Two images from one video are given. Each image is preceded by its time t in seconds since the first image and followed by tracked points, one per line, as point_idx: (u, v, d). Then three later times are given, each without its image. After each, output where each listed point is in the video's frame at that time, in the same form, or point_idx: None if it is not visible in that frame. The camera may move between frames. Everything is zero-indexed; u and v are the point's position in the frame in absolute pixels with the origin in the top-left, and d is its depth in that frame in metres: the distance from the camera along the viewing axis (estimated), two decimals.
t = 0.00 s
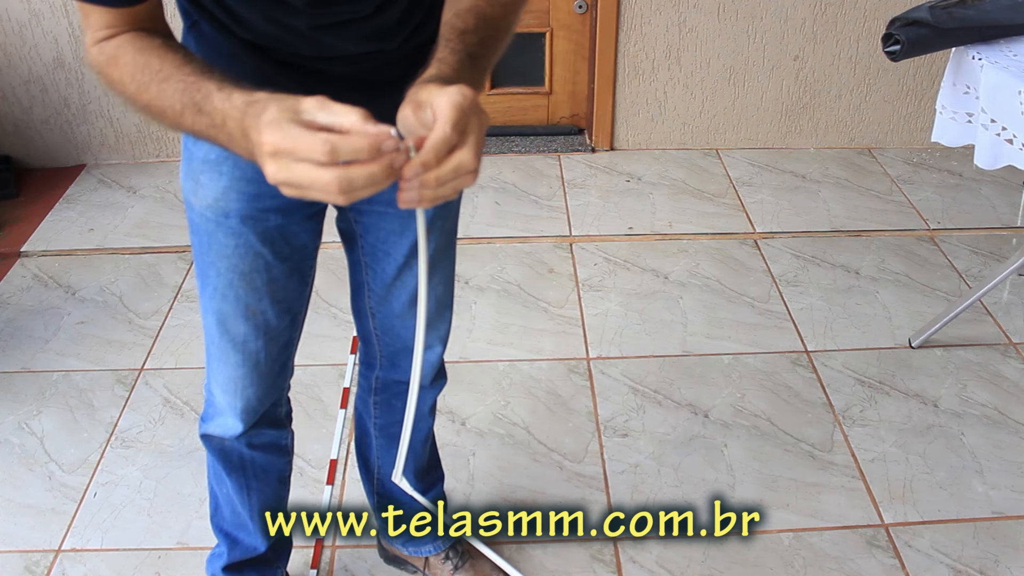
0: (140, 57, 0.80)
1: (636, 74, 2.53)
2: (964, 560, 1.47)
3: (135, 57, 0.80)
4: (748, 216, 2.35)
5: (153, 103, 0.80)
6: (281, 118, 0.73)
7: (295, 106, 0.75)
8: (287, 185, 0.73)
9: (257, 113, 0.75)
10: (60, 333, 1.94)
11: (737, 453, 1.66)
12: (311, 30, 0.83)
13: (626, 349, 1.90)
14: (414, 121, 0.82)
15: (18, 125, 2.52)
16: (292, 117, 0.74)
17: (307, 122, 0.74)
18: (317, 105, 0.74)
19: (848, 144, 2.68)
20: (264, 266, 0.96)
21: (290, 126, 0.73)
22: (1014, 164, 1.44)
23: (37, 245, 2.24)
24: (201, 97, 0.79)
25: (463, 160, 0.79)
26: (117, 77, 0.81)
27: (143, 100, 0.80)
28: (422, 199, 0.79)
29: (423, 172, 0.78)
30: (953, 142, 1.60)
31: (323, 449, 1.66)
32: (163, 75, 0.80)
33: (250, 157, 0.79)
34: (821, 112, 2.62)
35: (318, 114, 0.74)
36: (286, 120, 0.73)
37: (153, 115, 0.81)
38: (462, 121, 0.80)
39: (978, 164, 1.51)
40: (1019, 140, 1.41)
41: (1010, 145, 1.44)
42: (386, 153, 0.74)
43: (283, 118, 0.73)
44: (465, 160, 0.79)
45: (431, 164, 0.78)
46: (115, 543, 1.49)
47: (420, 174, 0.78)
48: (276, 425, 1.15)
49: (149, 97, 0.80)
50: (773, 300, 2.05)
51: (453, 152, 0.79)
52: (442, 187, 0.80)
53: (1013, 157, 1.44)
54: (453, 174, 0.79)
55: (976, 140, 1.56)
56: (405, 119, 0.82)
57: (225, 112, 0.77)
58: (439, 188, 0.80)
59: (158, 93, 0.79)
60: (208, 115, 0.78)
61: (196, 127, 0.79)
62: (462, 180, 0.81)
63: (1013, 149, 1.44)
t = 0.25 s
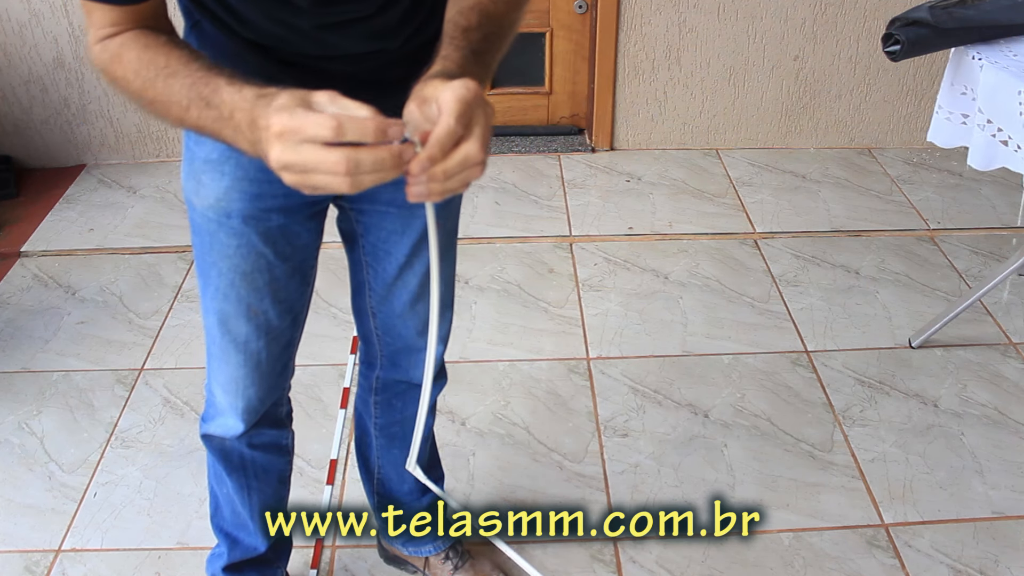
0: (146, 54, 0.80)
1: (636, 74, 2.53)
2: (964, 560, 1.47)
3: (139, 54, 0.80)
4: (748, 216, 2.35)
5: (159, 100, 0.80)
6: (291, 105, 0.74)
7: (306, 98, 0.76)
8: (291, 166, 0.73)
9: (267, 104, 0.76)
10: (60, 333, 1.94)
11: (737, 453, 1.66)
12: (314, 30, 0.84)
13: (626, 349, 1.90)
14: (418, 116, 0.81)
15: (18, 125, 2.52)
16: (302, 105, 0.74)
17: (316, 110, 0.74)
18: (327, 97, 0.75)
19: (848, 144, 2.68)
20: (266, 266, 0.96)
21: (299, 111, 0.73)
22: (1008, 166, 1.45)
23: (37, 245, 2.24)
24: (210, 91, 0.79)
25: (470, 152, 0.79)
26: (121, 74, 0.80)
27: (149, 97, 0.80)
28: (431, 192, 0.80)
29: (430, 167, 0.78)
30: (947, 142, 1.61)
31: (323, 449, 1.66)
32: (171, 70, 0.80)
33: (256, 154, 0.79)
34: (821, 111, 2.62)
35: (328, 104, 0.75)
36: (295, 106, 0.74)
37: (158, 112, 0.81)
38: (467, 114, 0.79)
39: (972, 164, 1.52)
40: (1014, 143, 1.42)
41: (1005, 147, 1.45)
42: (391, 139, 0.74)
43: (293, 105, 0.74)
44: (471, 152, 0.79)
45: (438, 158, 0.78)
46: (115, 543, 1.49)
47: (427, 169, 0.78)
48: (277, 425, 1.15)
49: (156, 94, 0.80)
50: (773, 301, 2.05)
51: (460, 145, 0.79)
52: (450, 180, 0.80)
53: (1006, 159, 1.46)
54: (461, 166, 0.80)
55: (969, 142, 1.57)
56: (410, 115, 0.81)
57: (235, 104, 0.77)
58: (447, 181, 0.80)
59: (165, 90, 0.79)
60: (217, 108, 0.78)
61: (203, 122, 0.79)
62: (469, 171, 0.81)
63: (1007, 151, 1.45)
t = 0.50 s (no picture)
0: (153, 50, 0.80)
1: (636, 74, 2.53)
2: (964, 560, 1.47)
3: (146, 52, 0.80)
4: (748, 216, 2.35)
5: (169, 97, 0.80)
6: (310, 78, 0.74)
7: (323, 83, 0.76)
8: (296, 132, 0.73)
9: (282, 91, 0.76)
10: (60, 333, 1.94)
11: (737, 453, 1.66)
12: (319, 29, 0.84)
13: (626, 349, 1.90)
14: (424, 105, 0.81)
15: (18, 125, 2.52)
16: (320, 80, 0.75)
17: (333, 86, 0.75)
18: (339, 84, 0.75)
19: (848, 144, 2.68)
20: (268, 266, 0.96)
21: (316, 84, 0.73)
22: (1002, 169, 1.47)
23: (37, 245, 2.24)
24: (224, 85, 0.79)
25: (477, 138, 0.79)
26: (129, 72, 0.80)
27: (158, 94, 0.80)
28: (439, 179, 0.80)
29: (438, 154, 0.78)
30: (944, 142, 1.62)
31: (323, 449, 1.66)
32: (180, 66, 0.80)
33: (263, 147, 0.79)
34: (821, 111, 2.62)
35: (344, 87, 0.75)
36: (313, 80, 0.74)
37: (166, 108, 0.81)
38: (472, 101, 0.79)
39: (967, 164, 1.54)
40: (1008, 146, 1.43)
41: (999, 150, 1.47)
42: (399, 123, 0.74)
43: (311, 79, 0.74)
44: (478, 138, 0.79)
45: (444, 146, 0.78)
46: (115, 543, 1.49)
47: (434, 156, 0.78)
48: (278, 425, 1.15)
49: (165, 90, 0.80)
50: (773, 301, 2.05)
51: (466, 132, 0.79)
52: (458, 166, 0.80)
53: (1000, 161, 1.47)
54: (468, 152, 0.80)
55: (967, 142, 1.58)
56: (416, 105, 0.81)
57: (249, 96, 0.78)
58: (455, 168, 0.80)
59: (175, 86, 0.79)
60: (230, 100, 0.79)
61: (212, 117, 0.79)
62: (477, 157, 0.81)
63: (1001, 154, 1.47)
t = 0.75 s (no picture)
0: (155, 52, 0.80)
1: (636, 74, 2.53)
2: (964, 560, 1.47)
3: (148, 53, 0.80)
4: (748, 216, 2.35)
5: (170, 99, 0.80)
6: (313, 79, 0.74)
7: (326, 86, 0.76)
8: (302, 134, 0.73)
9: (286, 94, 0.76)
10: (60, 333, 1.94)
11: (737, 453, 1.66)
12: (321, 29, 0.83)
13: (626, 349, 1.90)
14: (428, 101, 0.80)
15: (18, 125, 2.52)
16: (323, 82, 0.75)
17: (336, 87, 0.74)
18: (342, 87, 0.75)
19: (848, 144, 2.68)
20: (269, 265, 0.96)
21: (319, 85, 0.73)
22: (1003, 168, 1.46)
23: (37, 245, 2.24)
24: (228, 88, 0.80)
25: (482, 132, 0.80)
26: (130, 73, 0.80)
27: (160, 95, 0.80)
28: (445, 173, 0.81)
29: (443, 148, 0.78)
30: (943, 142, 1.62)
31: (323, 449, 1.66)
32: (183, 68, 0.80)
33: (266, 152, 0.79)
34: (821, 111, 2.62)
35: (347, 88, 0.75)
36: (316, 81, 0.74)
37: (168, 110, 0.81)
38: (476, 95, 0.79)
39: (967, 165, 1.54)
40: (1009, 145, 1.43)
41: (1000, 149, 1.46)
42: (406, 121, 0.74)
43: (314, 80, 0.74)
44: (483, 132, 0.80)
45: (451, 141, 0.78)
46: (115, 543, 1.49)
47: (441, 152, 0.78)
48: (278, 424, 1.15)
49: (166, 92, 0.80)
50: (773, 301, 2.05)
51: (470, 126, 0.79)
52: (463, 159, 0.81)
53: (1001, 161, 1.47)
54: (473, 145, 0.80)
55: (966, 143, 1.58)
56: (420, 100, 0.80)
57: (253, 99, 0.79)
58: (461, 161, 0.81)
59: (177, 88, 0.80)
60: (233, 103, 0.79)
61: (214, 119, 0.80)
62: (481, 149, 0.82)
63: (1002, 153, 1.46)
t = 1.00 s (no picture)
0: (158, 53, 0.80)
1: (636, 74, 2.53)
2: (964, 560, 1.47)
3: (152, 54, 0.80)
4: (748, 216, 2.35)
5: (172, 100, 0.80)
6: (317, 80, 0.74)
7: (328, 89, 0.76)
8: (304, 132, 0.73)
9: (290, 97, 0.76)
10: (60, 333, 1.94)
11: (737, 453, 1.66)
12: (324, 29, 0.83)
13: (626, 349, 1.90)
14: (429, 99, 0.81)
15: (18, 125, 2.52)
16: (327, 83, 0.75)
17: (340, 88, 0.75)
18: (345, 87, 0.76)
19: (848, 144, 2.68)
20: (271, 265, 0.96)
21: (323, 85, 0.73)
22: (1002, 168, 1.46)
23: (37, 245, 2.23)
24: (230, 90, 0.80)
25: (483, 131, 0.80)
26: (132, 73, 0.80)
27: (161, 96, 0.80)
28: (447, 172, 0.81)
29: (445, 147, 0.78)
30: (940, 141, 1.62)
31: (323, 449, 1.66)
32: (187, 70, 0.80)
33: (268, 155, 0.79)
34: (821, 111, 2.62)
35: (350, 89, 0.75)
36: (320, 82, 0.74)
37: (169, 111, 0.81)
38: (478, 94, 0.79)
39: (967, 165, 1.54)
40: (1008, 145, 1.43)
41: (1000, 149, 1.46)
42: (409, 121, 0.74)
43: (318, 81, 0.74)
44: (484, 131, 0.80)
45: (452, 139, 0.78)
46: (115, 543, 1.49)
47: (442, 150, 0.78)
48: (279, 424, 1.15)
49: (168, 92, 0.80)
50: (773, 301, 2.05)
51: (472, 125, 0.79)
52: (465, 158, 0.81)
53: (1000, 160, 1.47)
54: (474, 144, 0.80)
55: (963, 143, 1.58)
56: (422, 99, 0.81)
57: (256, 102, 0.79)
58: (463, 160, 0.81)
59: (180, 90, 0.80)
60: (236, 105, 0.79)
61: (216, 120, 0.80)
62: (483, 147, 0.82)
63: (1001, 153, 1.46)
